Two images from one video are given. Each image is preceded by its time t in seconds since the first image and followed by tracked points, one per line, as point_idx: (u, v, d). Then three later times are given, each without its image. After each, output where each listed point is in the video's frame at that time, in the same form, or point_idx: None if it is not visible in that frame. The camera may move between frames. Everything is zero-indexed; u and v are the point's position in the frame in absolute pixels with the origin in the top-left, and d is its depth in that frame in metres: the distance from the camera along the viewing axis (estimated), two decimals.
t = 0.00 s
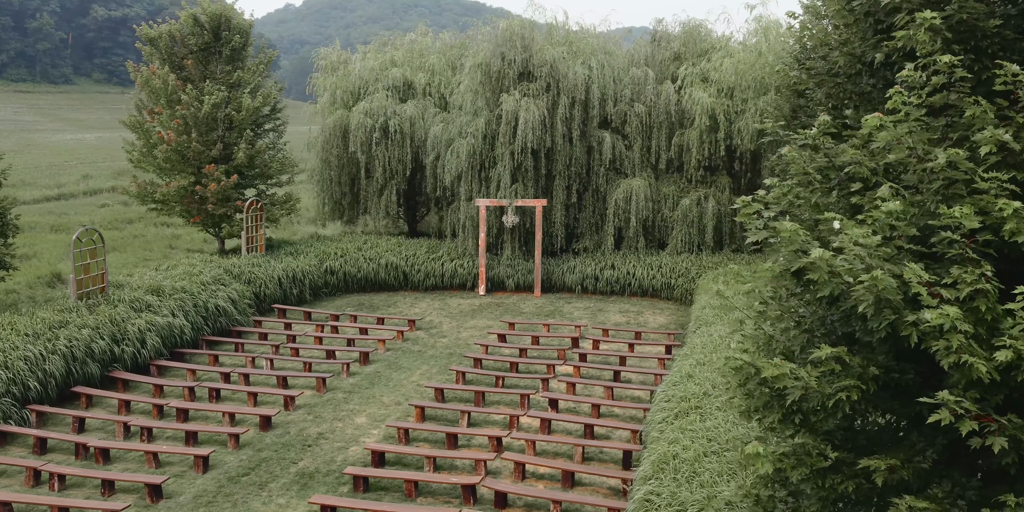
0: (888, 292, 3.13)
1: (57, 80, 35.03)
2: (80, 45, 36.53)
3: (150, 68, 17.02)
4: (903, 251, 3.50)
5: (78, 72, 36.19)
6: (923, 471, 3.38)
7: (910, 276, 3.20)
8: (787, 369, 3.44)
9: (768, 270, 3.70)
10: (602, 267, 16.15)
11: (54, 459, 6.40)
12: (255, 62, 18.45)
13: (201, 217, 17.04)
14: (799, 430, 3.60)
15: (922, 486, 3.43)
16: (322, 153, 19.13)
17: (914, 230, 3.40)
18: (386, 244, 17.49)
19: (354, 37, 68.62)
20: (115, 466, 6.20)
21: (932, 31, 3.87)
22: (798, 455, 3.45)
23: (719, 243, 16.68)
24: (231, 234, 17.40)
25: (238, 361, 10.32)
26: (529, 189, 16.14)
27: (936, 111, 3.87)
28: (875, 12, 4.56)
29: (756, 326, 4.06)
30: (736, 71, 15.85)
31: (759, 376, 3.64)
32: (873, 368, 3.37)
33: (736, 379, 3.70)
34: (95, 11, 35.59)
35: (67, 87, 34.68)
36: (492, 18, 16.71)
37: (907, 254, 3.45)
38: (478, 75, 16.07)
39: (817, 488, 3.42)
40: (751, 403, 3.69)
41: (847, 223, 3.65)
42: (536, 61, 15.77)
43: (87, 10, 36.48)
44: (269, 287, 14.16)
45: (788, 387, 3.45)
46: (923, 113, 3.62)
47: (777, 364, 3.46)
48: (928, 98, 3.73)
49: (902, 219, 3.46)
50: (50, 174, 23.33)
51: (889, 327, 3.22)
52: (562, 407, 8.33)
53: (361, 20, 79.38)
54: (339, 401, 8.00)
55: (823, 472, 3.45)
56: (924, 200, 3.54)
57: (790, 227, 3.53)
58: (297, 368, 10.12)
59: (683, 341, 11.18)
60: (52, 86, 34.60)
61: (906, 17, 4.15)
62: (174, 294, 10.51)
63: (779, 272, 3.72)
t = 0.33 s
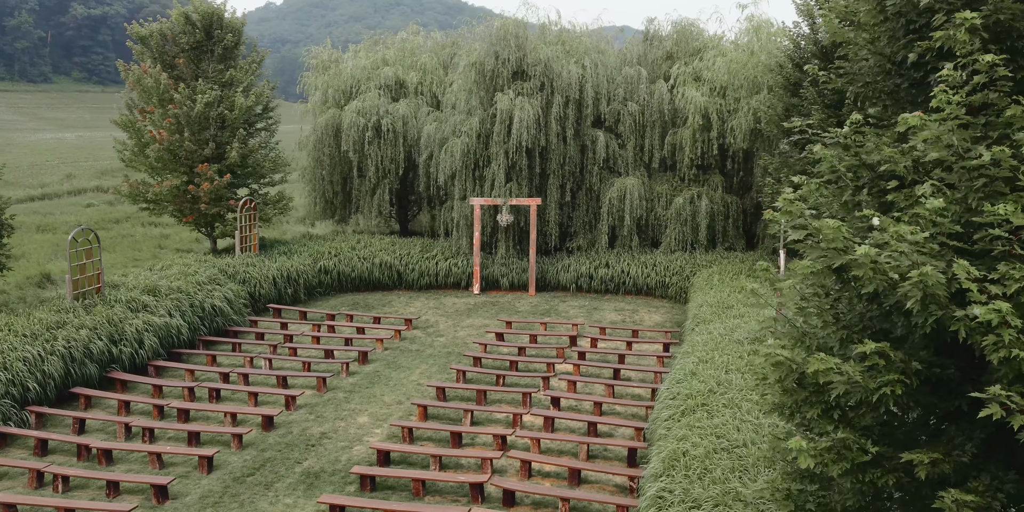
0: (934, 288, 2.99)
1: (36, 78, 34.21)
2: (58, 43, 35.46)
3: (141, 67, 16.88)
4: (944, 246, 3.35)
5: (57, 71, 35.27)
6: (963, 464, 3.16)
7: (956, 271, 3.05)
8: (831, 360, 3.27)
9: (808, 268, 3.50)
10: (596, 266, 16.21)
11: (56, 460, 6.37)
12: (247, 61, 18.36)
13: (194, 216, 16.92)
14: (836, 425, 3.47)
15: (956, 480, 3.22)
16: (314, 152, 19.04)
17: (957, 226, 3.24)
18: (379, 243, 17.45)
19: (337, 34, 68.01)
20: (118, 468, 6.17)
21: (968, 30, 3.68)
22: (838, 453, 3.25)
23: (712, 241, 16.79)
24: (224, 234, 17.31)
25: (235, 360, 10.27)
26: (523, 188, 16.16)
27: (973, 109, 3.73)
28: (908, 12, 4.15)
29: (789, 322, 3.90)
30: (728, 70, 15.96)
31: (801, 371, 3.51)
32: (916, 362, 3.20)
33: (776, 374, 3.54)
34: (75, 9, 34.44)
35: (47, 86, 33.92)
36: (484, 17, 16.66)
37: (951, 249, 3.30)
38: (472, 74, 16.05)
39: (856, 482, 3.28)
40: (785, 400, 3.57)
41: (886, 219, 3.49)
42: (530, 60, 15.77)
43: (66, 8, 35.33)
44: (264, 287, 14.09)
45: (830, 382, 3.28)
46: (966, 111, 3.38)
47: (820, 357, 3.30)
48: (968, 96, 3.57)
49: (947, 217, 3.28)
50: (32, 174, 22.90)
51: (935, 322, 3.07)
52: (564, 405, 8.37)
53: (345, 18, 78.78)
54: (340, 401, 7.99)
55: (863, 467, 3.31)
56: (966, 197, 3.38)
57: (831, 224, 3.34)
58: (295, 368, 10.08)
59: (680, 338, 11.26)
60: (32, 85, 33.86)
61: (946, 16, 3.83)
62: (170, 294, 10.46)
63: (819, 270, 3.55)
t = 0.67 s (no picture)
0: (983, 284, 2.96)
1: (15, 77, 32.94)
2: (37, 41, 34.20)
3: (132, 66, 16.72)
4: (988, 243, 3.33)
5: (36, 70, 33.93)
6: (1003, 459, 3.15)
7: (1005, 267, 3.02)
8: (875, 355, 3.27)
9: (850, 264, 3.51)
10: (591, 264, 16.24)
11: (58, 462, 6.33)
12: (240, 59, 18.24)
13: (187, 216, 16.80)
14: (876, 421, 3.52)
15: (996, 474, 3.22)
16: (307, 151, 18.95)
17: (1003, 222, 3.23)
18: (373, 242, 17.41)
19: (319, 32, 67.31)
20: (122, 469, 6.15)
21: (1009, 30, 3.69)
22: (879, 449, 3.23)
23: (705, 239, 16.88)
24: (218, 234, 17.19)
25: (233, 360, 10.22)
26: (518, 187, 16.16)
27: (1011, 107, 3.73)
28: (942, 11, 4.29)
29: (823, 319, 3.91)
30: (722, 69, 16.11)
31: (841, 367, 3.52)
32: (960, 357, 3.18)
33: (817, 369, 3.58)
34: (53, 6, 33.18)
35: (26, 85, 32.80)
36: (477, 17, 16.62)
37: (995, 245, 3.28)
38: (467, 73, 16.00)
39: (897, 477, 3.25)
40: (821, 395, 3.61)
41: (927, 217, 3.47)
42: (525, 59, 15.74)
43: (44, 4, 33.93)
44: (259, 286, 14.03)
45: (874, 377, 3.31)
46: (1008, 108, 3.38)
47: (865, 353, 3.31)
48: (1009, 93, 3.56)
49: (991, 213, 3.27)
50: (12, 173, 22.42)
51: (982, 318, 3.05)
52: (565, 403, 8.41)
53: (326, 15, 77.93)
54: (342, 400, 7.99)
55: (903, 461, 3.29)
56: (1009, 194, 3.37)
57: (875, 221, 3.35)
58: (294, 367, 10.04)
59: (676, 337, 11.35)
60: (9, 83, 32.71)
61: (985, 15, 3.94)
62: (167, 294, 10.40)
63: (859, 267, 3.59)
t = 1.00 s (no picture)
0: None
1: None
2: (17, 40, 32.55)
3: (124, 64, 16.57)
4: None
5: (15, 68, 32.86)
6: None
7: None
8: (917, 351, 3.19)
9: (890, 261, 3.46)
10: (586, 263, 16.28)
11: (61, 463, 6.30)
12: (233, 58, 18.12)
13: (180, 215, 16.67)
14: (915, 418, 3.41)
15: None
16: (299, 149, 18.86)
17: None
18: (367, 241, 17.38)
19: (302, 31, 66.62)
20: (126, 469, 6.12)
21: None
22: (917, 444, 3.17)
23: (698, 237, 16.97)
24: (211, 233, 17.08)
25: (231, 360, 10.18)
26: (513, 186, 16.17)
27: None
28: (975, 11, 4.31)
29: (857, 317, 3.86)
30: (715, 68, 16.14)
31: (880, 363, 3.45)
32: (1002, 353, 3.12)
33: (854, 365, 3.48)
34: (33, 4, 31.90)
35: (5, 84, 31.57)
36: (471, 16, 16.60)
37: None
38: (462, 72, 15.96)
39: (936, 472, 3.20)
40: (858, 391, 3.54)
41: (966, 214, 3.42)
42: (519, 58, 15.75)
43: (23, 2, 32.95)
44: (255, 286, 13.96)
45: (917, 373, 3.21)
46: None
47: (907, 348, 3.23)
48: None
49: None
50: None
51: None
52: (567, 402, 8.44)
53: (309, 14, 77.14)
54: (344, 399, 7.98)
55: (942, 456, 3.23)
56: None
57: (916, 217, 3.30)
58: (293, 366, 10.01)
59: (674, 334, 11.43)
60: None
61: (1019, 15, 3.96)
62: (165, 294, 10.35)
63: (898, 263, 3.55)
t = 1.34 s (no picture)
0: None
1: None
2: None
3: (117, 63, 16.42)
4: None
5: None
6: None
7: None
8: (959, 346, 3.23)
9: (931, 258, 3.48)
10: (581, 262, 16.31)
11: (64, 465, 6.27)
12: (226, 56, 18.00)
13: (173, 215, 16.54)
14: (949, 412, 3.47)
15: None
16: (293, 149, 18.77)
17: None
18: (362, 240, 17.34)
19: (283, 29, 65.99)
20: (131, 470, 6.10)
21: None
22: (955, 438, 3.22)
23: (692, 236, 17.05)
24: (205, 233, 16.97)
25: (231, 361, 10.14)
26: (508, 185, 16.19)
27: None
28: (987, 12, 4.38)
29: (886, 313, 3.88)
30: (709, 67, 16.24)
31: (918, 360, 3.46)
32: None
33: (893, 361, 3.49)
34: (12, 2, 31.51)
35: None
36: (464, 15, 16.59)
37: None
38: (457, 71, 15.95)
39: (973, 465, 3.24)
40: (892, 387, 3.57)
41: (1002, 210, 3.48)
42: (514, 58, 15.77)
43: None
44: (251, 285, 13.90)
45: (959, 369, 3.25)
46: None
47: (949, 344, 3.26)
48: None
49: None
50: None
51: None
52: (569, 400, 8.48)
53: (293, 13, 76.61)
54: (346, 399, 7.97)
55: (977, 449, 3.28)
56: None
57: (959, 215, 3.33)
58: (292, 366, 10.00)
59: (671, 332, 11.50)
60: None
61: None
62: (162, 294, 10.29)
63: (936, 260, 3.57)
